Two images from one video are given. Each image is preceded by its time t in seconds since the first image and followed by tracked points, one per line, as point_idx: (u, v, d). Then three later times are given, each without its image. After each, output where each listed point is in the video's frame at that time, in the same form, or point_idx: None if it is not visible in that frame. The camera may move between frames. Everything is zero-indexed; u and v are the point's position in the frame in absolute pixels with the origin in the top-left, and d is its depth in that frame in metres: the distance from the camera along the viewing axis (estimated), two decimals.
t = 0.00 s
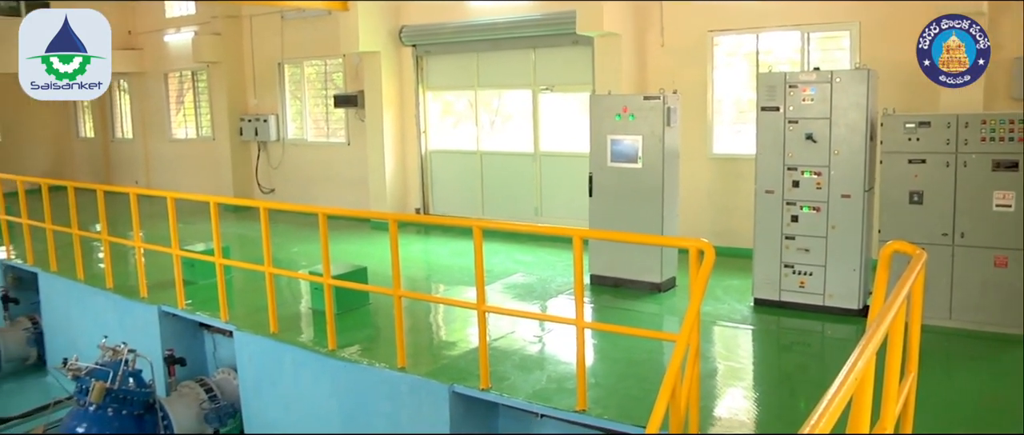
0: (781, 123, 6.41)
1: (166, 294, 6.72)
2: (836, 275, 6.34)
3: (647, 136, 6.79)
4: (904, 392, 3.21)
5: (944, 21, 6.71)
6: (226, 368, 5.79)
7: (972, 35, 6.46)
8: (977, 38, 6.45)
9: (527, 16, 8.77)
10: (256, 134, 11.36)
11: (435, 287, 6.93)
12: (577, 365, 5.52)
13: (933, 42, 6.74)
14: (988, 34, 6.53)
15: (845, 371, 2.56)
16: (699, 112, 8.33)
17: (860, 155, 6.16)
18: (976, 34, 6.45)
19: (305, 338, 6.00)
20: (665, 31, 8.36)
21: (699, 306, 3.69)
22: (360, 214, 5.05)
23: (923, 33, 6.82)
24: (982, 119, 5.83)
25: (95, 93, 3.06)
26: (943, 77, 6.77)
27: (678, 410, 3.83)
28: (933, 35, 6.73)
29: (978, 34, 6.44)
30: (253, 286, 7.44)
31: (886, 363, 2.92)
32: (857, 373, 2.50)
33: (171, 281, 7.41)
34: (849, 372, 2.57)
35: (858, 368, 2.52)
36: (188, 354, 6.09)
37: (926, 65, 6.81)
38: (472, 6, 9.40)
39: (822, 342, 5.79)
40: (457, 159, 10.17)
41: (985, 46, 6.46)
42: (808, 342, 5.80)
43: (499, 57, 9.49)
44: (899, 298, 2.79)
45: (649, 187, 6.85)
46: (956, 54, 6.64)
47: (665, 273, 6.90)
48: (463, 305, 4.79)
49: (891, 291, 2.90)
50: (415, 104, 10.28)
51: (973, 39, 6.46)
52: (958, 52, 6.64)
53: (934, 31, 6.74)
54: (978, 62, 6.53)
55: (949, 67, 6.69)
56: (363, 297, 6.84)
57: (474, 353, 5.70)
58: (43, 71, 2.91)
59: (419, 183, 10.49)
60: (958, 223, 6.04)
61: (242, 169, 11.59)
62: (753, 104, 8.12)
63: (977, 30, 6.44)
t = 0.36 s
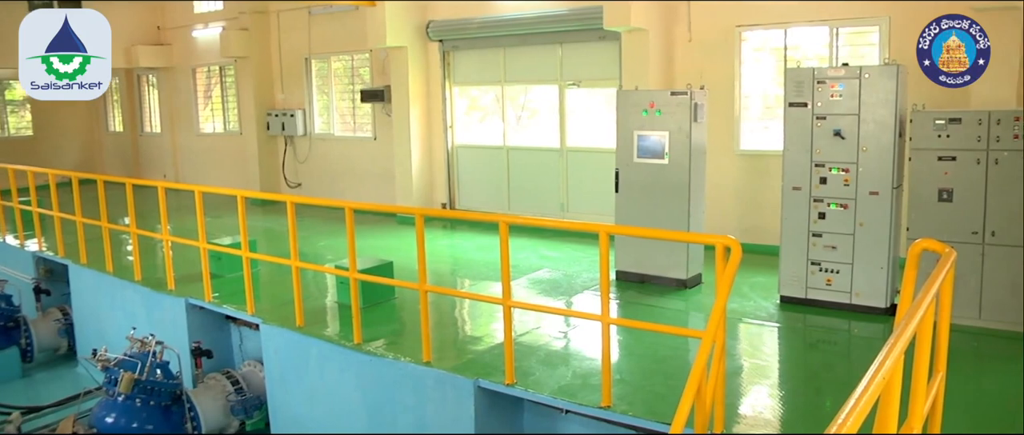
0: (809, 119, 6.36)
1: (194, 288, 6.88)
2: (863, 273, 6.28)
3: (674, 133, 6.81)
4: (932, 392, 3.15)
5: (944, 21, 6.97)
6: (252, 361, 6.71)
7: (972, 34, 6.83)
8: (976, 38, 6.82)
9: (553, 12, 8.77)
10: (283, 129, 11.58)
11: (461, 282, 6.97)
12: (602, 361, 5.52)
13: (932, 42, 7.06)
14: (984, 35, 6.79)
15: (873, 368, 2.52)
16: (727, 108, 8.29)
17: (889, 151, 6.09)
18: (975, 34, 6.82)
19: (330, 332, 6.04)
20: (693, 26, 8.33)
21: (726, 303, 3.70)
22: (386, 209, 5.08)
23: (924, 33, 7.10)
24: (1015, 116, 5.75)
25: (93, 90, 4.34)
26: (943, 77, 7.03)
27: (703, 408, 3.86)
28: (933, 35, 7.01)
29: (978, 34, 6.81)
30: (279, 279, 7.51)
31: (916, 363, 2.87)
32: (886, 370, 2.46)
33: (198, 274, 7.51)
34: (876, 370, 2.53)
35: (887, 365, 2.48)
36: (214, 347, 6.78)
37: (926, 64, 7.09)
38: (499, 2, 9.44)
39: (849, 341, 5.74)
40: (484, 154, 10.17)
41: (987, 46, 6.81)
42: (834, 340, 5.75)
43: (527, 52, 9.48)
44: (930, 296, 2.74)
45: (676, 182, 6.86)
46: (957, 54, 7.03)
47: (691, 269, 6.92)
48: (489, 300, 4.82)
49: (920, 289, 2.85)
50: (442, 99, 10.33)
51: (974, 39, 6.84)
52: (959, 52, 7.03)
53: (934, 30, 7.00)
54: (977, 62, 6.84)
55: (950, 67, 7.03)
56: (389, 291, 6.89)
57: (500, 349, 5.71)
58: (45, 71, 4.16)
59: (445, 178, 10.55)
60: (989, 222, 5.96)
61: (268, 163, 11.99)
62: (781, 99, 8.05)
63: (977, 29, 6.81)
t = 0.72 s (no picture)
0: (835, 112, 6.30)
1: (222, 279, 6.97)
2: (889, 267, 6.22)
3: (699, 125, 6.79)
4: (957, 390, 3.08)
5: (943, 21, 7.04)
6: (276, 351, 6.67)
7: (972, 35, 6.96)
8: (976, 38, 6.96)
9: (578, 4, 8.74)
10: (308, 121, 11.72)
11: (485, 274, 6.98)
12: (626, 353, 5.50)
13: (933, 41, 6.99)
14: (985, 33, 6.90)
15: (896, 368, 2.45)
16: (752, 101, 8.23)
17: (916, 145, 6.01)
18: (976, 33, 6.95)
19: (354, 322, 6.05)
20: (718, 19, 8.27)
21: (749, 297, 3.73)
22: (410, 201, 5.09)
23: (923, 33, 7.03)
24: None
25: (91, 89, 5.49)
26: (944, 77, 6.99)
27: (726, 401, 3.90)
28: (933, 35, 7.00)
29: (978, 33, 6.94)
30: (303, 270, 7.56)
31: (941, 362, 2.78)
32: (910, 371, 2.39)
33: (223, 265, 7.58)
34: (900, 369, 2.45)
35: (912, 365, 2.41)
36: (239, 337, 6.84)
37: (926, 64, 6.97)
38: None
39: (874, 336, 5.69)
40: (508, 147, 10.17)
41: (986, 45, 6.93)
42: (859, 335, 5.70)
43: (552, 44, 9.46)
44: (957, 294, 2.65)
45: (700, 175, 6.83)
46: (956, 54, 7.02)
47: (715, 263, 6.90)
48: (513, 292, 4.83)
49: (947, 286, 2.77)
50: (466, 92, 10.34)
51: (973, 38, 6.97)
52: (958, 52, 7.01)
53: (934, 30, 7.01)
54: (981, 61, 6.94)
55: (950, 67, 7.00)
56: (413, 283, 6.91)
57: (524, 341, 5.72)
58: (44, 72, 5.24)
59: (469, 171, 10.57)
60: (1019, 216, 5.87)
61: (293, 155, 12.11)
62: (807, 92, 7.97)
63: (977, 29, 6.94)
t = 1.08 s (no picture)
0: (858, 109, 6.24)
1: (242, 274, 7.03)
2: (912, 266, 6.15)
3: (721, 122, 6.75)
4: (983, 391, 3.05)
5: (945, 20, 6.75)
6: (297, 346, 6.81)
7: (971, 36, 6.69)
8: (976, 39, 6.69)
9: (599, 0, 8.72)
10: (329, 117, 11.81)
11: (505, 271, 6.99)
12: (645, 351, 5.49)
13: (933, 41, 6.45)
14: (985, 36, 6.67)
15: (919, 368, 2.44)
16: (774, 98, 8.17)
17: (940, 143, 5.94)
18: (975, 35, 6.70)
19: (374, 318, 6.08)
20: (740, 15, 8.22)
21: (771, 296, 3.70)
22: (430, 197, 5.10)
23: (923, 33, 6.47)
24: None
25: (93, 90, 4.55)
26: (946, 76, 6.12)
27: (747, 400, 3.87)
28: (933, 35, 6.51)
29: (977, 34, 6.74)
30: (324, 266, 7.61)
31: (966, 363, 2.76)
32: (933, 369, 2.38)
33: (244, 260, 7.65)
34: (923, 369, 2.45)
35: (935, 364, 2.41)
36: (260, 332, 6.90)
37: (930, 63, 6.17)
38: None
39: (896, 335, 5.63)
40: (528, 143, 10.17)
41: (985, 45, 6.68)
42: (881, 335, 5.65)
43: (573, 40, 9.44)
44: (980, 292, 2.65)
45: (721, 171, 6.79)
46: (955, 55, 6.46)
47: (736, 260, 6.87)
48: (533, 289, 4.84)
49: (971, 285, 2.76)
50: (488, 88, 10.36)
51: (972, 39, 6.68)
52: (957, 54, 6.44)
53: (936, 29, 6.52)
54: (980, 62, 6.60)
55: (950, 67, 6.32)
56: (433, 279, 6.93)
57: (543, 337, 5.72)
58: (44, 72, 4.33)
59: (490, 167, 10.59)
60: None
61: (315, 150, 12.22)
62: (829, 89, 7.91)
63: (976, 30, 6.75)
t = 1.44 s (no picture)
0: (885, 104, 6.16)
1: (266, 266, 7.09)
2: (939, 263, 6.07)
3: (746, 117, 6.69)
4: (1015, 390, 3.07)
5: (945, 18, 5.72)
6: (321, 338, 6.88)
7: (974, 35, 5.62)
8: (977, 38, 5.64)
9: None
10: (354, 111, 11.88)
11: (529, 264, 6.99)
12: (669, 346, 5.46)
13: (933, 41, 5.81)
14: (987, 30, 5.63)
15: (949, 365, 2.48)
16: (800, 92, 8.09)
17: (969, 138, 5.84)
18: (976, 34, 5.62)
19: (398, 310, 6.08)
20: (766, 8, 8.13)
21: (795, 292, 3.67)
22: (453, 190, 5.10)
23: (923, 31, 5.80)
24: None
25: (93, 90, 4.61)
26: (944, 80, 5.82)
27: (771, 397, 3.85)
28: (933, 35, 5.75)
29: (979, 34, 5.59)
30: (348, 258, 7.65)
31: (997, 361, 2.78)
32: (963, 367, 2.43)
33: (269, 252, 7.70)
34: (953, 366, 2.48)
35: (965, 362, 2.45)
36: (284, 324, 6.99)
37: (926, 66, 5.88)
38: None
39: (922, 333, 5.56)
40: (553, 137, 10.16)
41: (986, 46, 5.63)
42: (907, 332, 5.58)
43: (598, 34, 9.40)
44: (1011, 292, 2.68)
45: (746, 166, 6.74)
46: (957, 54, 5.78)
47: (760, 256, 6.82)
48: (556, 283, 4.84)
49: (1002, 282, 2.79)
50: (512, 82, 10.36)
51: (974, 39, 5.64)
52: (959, 52, 5.77)
53: (933, 29, 5.72)
54: (979, 63, 5.72)
55: (950, 68, 5.82)
56: (457, 272, 6.95)
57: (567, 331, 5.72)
58: (44, 71, 4.47)
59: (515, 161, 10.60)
60: None
61: (339, 144, 12.30)
62: (856, 83, 7.82)
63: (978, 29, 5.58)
